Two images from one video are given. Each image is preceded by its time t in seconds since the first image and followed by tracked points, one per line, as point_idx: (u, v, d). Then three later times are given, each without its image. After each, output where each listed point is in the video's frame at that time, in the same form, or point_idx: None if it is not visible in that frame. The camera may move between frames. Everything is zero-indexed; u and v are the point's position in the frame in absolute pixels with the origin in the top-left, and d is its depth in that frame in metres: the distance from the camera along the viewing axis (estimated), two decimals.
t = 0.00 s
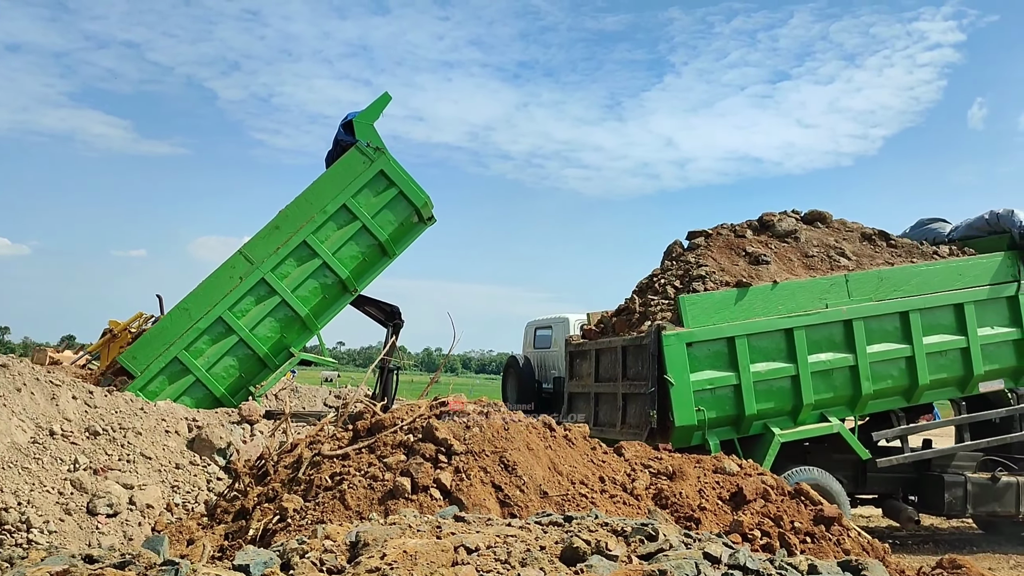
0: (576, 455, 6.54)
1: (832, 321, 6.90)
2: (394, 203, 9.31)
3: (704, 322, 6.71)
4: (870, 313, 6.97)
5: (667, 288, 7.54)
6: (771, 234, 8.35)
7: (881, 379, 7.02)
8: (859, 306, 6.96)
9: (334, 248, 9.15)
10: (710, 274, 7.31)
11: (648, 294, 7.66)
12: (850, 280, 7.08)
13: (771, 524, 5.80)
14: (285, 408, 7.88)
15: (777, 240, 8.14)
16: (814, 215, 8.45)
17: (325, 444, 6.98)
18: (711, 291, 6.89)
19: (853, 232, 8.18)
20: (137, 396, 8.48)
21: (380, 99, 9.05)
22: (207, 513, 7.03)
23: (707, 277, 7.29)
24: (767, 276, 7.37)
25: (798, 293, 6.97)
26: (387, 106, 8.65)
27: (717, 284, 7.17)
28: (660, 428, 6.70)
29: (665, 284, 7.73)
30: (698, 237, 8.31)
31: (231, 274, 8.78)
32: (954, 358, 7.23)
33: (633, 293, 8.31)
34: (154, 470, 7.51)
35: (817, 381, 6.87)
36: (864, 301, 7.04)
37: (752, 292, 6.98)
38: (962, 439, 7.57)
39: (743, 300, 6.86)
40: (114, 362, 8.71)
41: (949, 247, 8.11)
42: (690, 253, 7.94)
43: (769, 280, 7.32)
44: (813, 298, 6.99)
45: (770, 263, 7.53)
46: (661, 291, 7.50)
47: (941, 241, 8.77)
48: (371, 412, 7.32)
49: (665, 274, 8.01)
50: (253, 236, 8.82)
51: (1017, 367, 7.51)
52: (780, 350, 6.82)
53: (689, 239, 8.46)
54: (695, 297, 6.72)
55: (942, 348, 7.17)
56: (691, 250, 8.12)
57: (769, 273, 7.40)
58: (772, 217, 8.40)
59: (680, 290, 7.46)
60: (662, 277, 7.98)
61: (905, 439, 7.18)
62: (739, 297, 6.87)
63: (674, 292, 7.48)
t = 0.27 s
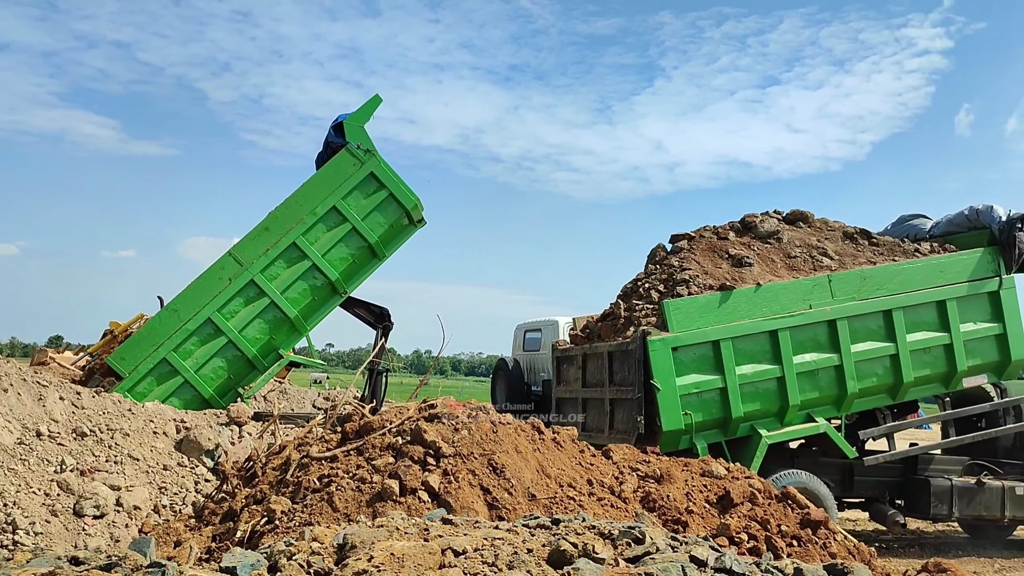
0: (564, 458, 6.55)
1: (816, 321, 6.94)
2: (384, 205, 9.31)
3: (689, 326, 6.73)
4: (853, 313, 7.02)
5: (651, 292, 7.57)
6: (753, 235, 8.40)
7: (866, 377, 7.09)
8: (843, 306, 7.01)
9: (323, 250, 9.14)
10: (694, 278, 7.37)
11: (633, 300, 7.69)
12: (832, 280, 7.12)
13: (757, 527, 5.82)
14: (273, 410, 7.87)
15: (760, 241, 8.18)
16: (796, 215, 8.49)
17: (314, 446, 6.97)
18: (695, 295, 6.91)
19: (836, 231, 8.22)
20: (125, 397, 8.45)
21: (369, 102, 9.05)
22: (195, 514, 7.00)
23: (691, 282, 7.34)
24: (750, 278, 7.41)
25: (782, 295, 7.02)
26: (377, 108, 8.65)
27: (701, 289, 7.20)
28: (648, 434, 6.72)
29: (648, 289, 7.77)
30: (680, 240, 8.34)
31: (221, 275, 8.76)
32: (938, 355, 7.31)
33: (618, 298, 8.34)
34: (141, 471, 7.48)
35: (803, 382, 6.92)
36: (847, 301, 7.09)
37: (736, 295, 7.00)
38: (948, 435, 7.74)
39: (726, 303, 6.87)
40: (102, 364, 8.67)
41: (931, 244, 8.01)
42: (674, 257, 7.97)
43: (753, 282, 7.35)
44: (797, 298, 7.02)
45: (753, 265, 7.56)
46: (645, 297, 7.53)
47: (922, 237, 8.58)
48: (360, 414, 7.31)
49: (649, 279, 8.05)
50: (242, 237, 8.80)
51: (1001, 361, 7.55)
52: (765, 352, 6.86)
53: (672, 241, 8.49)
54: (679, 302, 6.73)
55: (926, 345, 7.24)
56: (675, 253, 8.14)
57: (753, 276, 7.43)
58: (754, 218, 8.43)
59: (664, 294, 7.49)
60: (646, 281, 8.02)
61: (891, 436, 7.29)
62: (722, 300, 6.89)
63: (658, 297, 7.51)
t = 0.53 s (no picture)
0: (551, 459, 6.56)
1: (797, 321, 6.98)
2: (372, 205, 9.29)
3: (670, 330, 6.73)
4: (834, 311, 7.07)
5: (632, 295, 7.59)
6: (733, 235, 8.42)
7: (848, 374, 7.16)
8: (823, 304, 7.04)
9: (310, 250, 9.12)
10: (674, 281, 7.37)
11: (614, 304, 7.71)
12: (813, 279, 7.14)
13: (743, 528, 5.84)
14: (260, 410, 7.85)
15: (739, 240, 8.21)
16: (775, 213, 8.53)
17: (299, 446, 6.95)
18: (676, 298, 6.90)
19: (815, 228, 8.25)
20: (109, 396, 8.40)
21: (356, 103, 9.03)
22: (179, 514, 6.96)
23: (672, 284, 7.35)
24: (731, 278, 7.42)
25: (763, 295, 7.01)
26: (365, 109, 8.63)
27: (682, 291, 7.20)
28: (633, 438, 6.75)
29: (629, 291, 7.79)
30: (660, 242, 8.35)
31: (207, 274, 8.73)
32: (919, 350, 7.41)
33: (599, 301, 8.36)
34: (126, 471, 7.44)
35: (785, 382, 6.97)
36: (827, 299, 7.12)
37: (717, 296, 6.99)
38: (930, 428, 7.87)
39: (707, 305, 6.88)
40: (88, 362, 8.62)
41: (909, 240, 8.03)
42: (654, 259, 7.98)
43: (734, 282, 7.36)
44: (778, 298, 7.04)
45: (733, 265, 7.57)
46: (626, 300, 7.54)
47: (899, 232, 8.53)
48: (346, 414, 7.30)
49: (629, 281, 8.08)
50: (229, 236, 8.77)
51: (980, 354, 7.72)
52: (747, 353, 6.88)
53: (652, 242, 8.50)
54: (660, 305, 6.73)
55: (907, 340, 7.33)
56: (655, 254, 8.16)
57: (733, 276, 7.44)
58: (734, 217, 8.45)
59: (645, 297, 7.51)
60: (626, 284, 8.05)
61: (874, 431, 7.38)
62: (703, 301, 6.89)
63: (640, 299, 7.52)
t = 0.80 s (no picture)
0: (534, 457, 6.57)
1: (775, 318, 7.02)
2: (357, 203, 9.26)
3: (649, 331, 6.76)
4: (811, 307, 7.11)
5: (611, 297, 7.62)
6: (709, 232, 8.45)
7: (827, 369, 7.22)
8: (800, 301, 7.08)
9: (294, 247, 9.08)
10: (652, 281, 7.42)
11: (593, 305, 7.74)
12: (790, 276, 7.17)
13: (724, 527, 5.88)
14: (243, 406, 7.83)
15: (716, 237, 8.24)
16: (751, 208, 8.57)
17: (282, 443, 6.94)
18: (654, 300, 6.93)
19: (791, 224, 8.31)
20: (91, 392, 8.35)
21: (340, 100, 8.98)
22: (161, 511, 6.93)
23: (649, 285, 7.39)
24: (708, 277, 7.46)
25: (740, 293, 7.03)
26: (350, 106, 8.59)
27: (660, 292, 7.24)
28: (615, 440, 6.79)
29: (608, 292, 7.82)
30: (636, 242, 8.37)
31: (190, 271, 8.68)
32: (896, 343, 7.47)
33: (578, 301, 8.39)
34: (107, 467, 7.40)
35: (765, 379, 7.02)
36: (805, 295, 7.17)
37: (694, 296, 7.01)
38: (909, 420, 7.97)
39: (684, 305, 6.91)
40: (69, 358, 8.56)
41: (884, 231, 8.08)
42: (632, 258, 8.01)
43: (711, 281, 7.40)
44: (756, 296, 7.06)
45: (710, 263, 7.61)
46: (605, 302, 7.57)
47: (877, 222, 8.69)
48: (330, 411, 7.29)
49: (607, 282, 8.12)
50: (213, 232, 8.72)
51: (957, 345, 7.77)
52: (726, 352, 6.93)
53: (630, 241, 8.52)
54: (638, 308, 6.76)
55: (884, 334, 7.39)
56: (632, 253, 8.18)
57: (710, 274, 7.49)
58: (711, 214, 8.48)
59: (622, 298, 7.54)
60: (604, 285, 8.09)
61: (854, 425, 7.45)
62: (680, 301, 6.92)
63: (618, 301, 7.55)
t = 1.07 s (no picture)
0: (519, 455, 6.58)
1: (755, 314, 7.05)
2: (343, 200, 9.24)
3: (631, 332, 6.77)
4: (790, 303, 7.15)
5: (591, 296, 7.64)
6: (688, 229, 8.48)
7: (808, 363, 7.27)
8: (779, 296, 7.11)
9: (280, 244, 9.05)
10: (632, 280, 7.46)
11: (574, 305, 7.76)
12: (769, 272, 7.19)
13: (707, 525, 5.91)
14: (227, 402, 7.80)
15: (694, 234, 8.28)
16: (728, 203, 8.60)
17: (267, 440, 6.91)
18: (635, 300, 6.93)
19: (769, 219, 8.35)
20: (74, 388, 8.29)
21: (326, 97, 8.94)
22: (144, 508, 6.89)
23: (630, 284, 7.41)
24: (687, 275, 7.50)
25: (720, 291, 7.06)
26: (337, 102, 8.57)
27: (638, 292, 7.26)
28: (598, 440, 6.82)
29: (587, 293, 7.85)
30: (615, 241, 8.38)
31: (175, 267, 8.64)
32: (875, 335, 7.54)
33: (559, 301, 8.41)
34: (89, 463, 7.35)
35: (746, 376, 7.07)
36: (785, 291, 7.21)
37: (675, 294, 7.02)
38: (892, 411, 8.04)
39: (664, 304, 6.92)
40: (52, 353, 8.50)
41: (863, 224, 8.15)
42: (613, 258, 8.03)
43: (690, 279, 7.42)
44: (735, 293, 7.09)
45: (689, 261, 7.65)
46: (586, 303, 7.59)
47: (854, 213, 8.75)
48: (314, 408, 7.28)
49: (588, 282, 8.16)
50: (198, 228, 8.68)
51: (935, 335, 7.88)
52: (707, 349, 6.96)
53: (609, 239, 8.54)
54: (619, 308, 6.74)
55: (863, 326, 7.45)
56: (612, 253, 8.20)
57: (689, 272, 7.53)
58: (689, 211, 8.51)
59: (602, 298, 7.55)
60: (586, 285, 8.12)
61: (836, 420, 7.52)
62: (660, 301, 6.93)
63: (598, 301, 7.58)
